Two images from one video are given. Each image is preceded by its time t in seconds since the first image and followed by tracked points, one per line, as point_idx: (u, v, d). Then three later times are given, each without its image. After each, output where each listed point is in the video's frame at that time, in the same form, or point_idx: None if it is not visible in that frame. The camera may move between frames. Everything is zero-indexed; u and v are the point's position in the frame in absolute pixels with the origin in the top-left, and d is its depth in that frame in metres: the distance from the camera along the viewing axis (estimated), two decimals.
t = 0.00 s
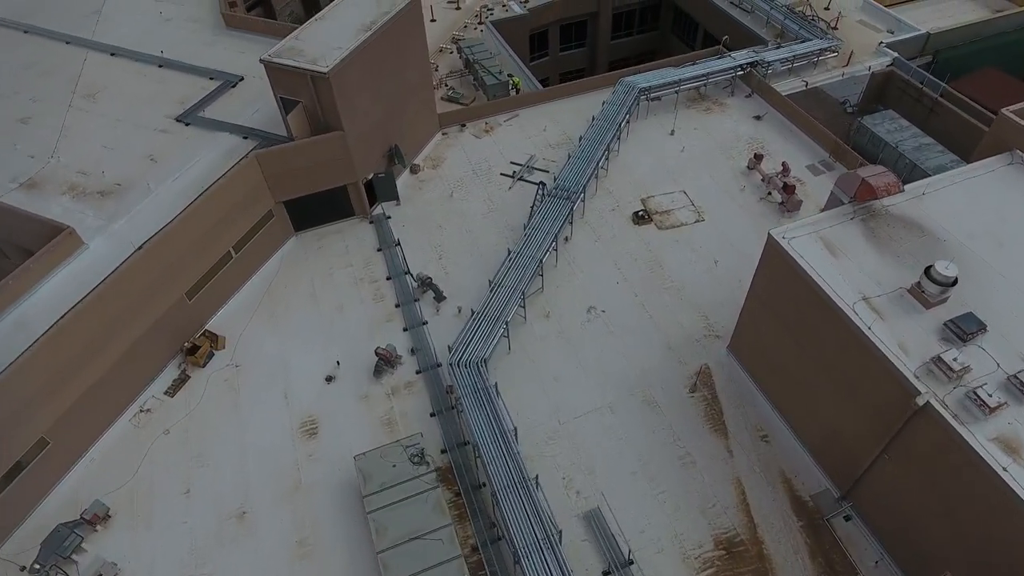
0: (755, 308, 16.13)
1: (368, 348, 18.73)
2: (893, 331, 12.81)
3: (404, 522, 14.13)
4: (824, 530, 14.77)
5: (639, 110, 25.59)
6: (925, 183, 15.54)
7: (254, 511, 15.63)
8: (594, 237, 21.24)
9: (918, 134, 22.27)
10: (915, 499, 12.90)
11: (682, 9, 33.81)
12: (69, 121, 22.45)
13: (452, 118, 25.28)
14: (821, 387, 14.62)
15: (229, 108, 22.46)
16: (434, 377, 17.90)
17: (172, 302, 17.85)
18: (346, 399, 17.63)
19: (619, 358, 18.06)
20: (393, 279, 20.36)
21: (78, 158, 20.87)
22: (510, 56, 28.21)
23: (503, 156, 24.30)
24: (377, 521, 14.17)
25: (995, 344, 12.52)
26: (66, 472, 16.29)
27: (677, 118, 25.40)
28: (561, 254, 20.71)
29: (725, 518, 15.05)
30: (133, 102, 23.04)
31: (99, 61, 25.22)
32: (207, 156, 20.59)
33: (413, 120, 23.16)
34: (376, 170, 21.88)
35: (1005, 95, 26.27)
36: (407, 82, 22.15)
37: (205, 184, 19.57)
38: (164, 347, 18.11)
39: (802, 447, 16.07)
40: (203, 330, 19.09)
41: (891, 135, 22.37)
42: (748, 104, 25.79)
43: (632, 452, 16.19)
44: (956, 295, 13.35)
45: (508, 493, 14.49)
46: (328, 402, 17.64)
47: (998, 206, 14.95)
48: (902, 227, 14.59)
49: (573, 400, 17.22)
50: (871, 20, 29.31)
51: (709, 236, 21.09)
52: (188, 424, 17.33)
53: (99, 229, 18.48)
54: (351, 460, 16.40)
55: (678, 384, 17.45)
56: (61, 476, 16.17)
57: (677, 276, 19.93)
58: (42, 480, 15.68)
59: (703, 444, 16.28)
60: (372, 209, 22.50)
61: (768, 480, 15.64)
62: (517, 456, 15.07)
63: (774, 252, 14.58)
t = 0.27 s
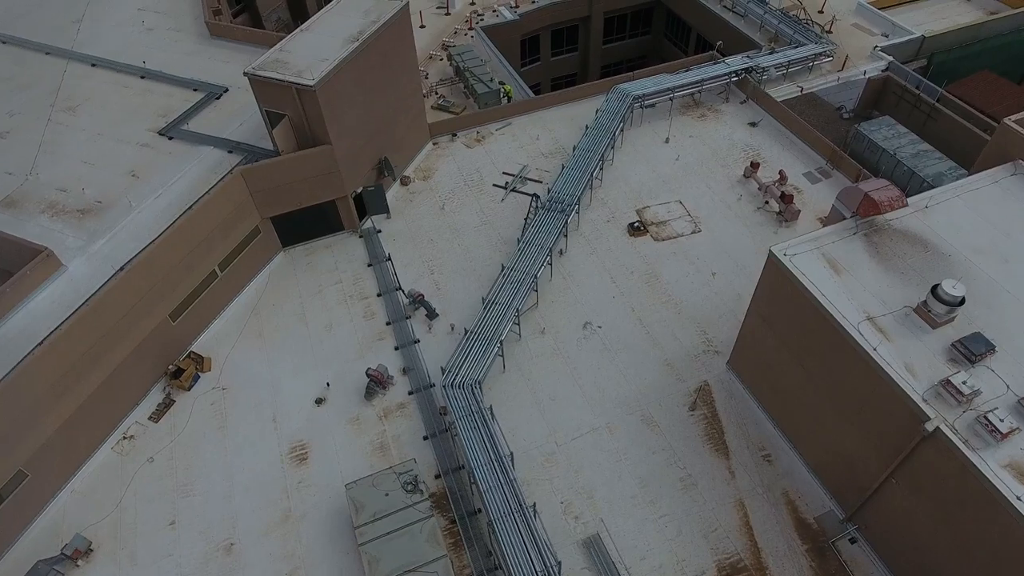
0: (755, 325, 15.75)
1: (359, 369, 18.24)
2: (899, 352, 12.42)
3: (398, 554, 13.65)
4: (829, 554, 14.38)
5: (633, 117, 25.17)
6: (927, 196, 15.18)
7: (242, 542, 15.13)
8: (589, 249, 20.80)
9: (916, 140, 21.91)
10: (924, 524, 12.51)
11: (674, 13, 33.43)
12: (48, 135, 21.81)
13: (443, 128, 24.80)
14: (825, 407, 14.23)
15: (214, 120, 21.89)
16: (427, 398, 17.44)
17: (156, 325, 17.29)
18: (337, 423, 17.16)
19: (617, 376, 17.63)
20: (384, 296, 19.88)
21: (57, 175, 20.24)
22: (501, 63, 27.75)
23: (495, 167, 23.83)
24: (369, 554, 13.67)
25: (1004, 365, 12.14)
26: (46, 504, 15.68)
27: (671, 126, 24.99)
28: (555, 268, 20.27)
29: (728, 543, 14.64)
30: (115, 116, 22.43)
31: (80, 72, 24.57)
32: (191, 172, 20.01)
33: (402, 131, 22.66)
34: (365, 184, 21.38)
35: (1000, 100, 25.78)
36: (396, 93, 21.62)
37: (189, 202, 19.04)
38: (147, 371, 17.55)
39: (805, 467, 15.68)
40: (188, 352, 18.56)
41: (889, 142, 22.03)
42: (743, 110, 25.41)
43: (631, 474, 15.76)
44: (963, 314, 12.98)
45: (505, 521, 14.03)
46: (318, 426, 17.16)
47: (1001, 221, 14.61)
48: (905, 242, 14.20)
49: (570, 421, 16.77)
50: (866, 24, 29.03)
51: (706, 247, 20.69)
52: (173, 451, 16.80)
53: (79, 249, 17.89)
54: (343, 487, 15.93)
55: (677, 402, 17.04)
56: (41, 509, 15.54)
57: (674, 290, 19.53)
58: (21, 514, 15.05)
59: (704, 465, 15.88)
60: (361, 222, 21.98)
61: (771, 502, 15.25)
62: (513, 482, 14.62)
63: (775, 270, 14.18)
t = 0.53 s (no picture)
0: (754, 341, 15.39)
1: (348, 391, 17.73)
2: (904, 372, 12.08)
3: None
4: None
5: (624, 124, 24.77)
6: (926, 207, 14.88)
7: None
8: (582, 262, 20.39)
9: (910, 145, 21.64)
10: (932, 548, 12.17)
11: (663, 16, 33.11)
12: (22, 152, 21.09)
13: (430, 138, 24.31)
14: (827, 426, 13.88)
15: (194, 135, 21.28)
16: (419, 420, 16.97)
17: (135, 350, 16.65)
18: (326, 449, 16.64)
19: (613, 394, 17.23)
20: (372, 314, 19.40)
21: (30, 194, 19.54)
22: (489, 69, 27.29)
23: (484, 177, 23.36)
24: None
25: (1011, 384, 11.83)
26: (23, 541, 15.05)
27: (662, 132, 24.63)
28: (547, 281, 19.85)
29: (730, 566, 14.26)
30: (91, 131, 21.75)
31: (55, 86, 23.84)
32: (171, 189, 19.39)
33: (388, 143, 22.15)
34: (351, 198, 20.86)
35: (991, 101, 25.51)
36: (381, 104, 21.09)
37: (169, 220, 18.43)
38: (128, 397, 16.93)
39: (806, 485, 15.33)
40: (170, 377, 17.95)
41: (883, 147, 21.76)
42: (734, 115, 25.09)
43: (630, 496, 15.36)
44: (967, 330, 12.68)
45: (501, 551, 13.57)
46: (307, 451, 16.64)
47: (1002, 232, 14.35)
48: (906, 255, 13.87)
49: (565, 441, 16.37)
50: (855, 26, 28.82)
51: (701, 257, 20.33)
52: (156, 481, 16.21)
53: (55, 272, 17.22)
54: (333, 516, 15.43)
55: (675, 419, 16.66)
56: (18, 546, 14.91)
57: (669, 302, 19.16)
58: None
59: (704, 485, 15.50)
60: (347, 237, 21.45)
61: (773, 522, 14.89)
62: (509, 509, 14.19)
63: (774, 286, 13.79)
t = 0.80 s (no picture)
0: (750, 356, 15.05)
1: (335, 415, 17.19)
2: (907, 390, 11.77)
3: None
4: None
5: (611, 131, 24.40)
6: (922, 216, 14.61)
7: None
8: (572, 274, 19.97)
9: (899, 148, 21.48)
10: (938, 569, 11.87)
11: (647, 18, 32.81)
12: None
13: (414, 148, 23.80)
14: (828, 444, 13.55)
15: (169, 151, 20.59)
16: (409, 444, 16.47)
17: (112, 379, 15.93)
18: (313, 476, 16.09)
19: (607, 411, 16.83)
20: (358, 333, 18.88)
21: None
22: (472, 77, 26.82)
23: (470, 188, 22.88)
24: None
25: (1014, 400, 11.56)
26: None
27: (650, 139, 24.28)
28: (537, 295, 19.42)
29: None
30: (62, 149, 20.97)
31: (23, 101, 23.01)
32: (146, 209, 18.72)
33: (371, 155, 21.63)
34: (334, 214, 20.32)
35: (974, 101, 25.69)
36: (362, 116, 20.57)
37: (145, 242, 17.76)
38: (106, 428, 16.22)
39: (807, 503, 15.00)
40: (150, 405, 17.28)
41: (872, 151, 21.55)
42: (722, 120, 24.79)
43: (628, 518, 14.96)
44: (968, 344, 12.41)
45: None
46: (293, 480, 16.08)
47: (998, 241, 14.14)
48: (903, 267, 13.59)
49: (560, 462, 15.95)
50: (840, 27, 28.68)
51: (692, 267, 20.00)
52: (136, 515, 15.55)
53: (25, 299, 16.48)
54: (322, 548, 14.89)
55: (671, 437, 16.30)
56: None
57: (662, 314, 18.81)
58: None
59: (703, 505, 15.14)
60: (330, 253, 20.90)
61: (774, 542, 14.56)
62: (504, 538, 13.74)
63: (771, 302, 13.44)
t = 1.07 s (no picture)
0: (747, 371, 14.73)
1: (322, 440, 16.66)
2: (911, 409, 11.48)
3: None
4: None
5: (598, 138, 24.03)
6: (918, 226, 14.33)
7: None
8: (563, 286, 19.57)
9: (889, 152, 21.28)
10: None
11: (631, 21, 32.50)
12: None
13: (398, 159, 23.29)
14: (829, 461, 13.26)
15: (145, 169, 19.92)
16: (399, 468, 15.98)
17: (88, 410, 15.23)
18: (301, 506, 15.55)
19: (602, 429, 16.44)
20: (344, 354, 18.36)
21: None
22: (455, 84, 26.34)
23: (457, 200, 22.41)
24: None
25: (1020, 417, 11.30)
26: None
27: (638, 145, 23.93)
28: (528, 310, 18.99)
29: None
30: (31, 168, 20.21)
31: None
32: (120, 230, 18.04)
33: (353, 168, 21.08)
34: (316, 230, 19.75)
35: (959, 101, 25.85)
36: (343, 129, 20.03)
37: (120, 264, 17.09)
38: (83, 460, 15.52)
39: (808, 519, 14.71)
40: (129, 434, 16.60)
41: (862, 154, 21.33)
42: (710, 124, 24.49)
43: (626, 541, 14.57)
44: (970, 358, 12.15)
45: None
46: (281, 509, 15.52)
47: (996, 249, 13.91)
48: (901, 278, 13.31)
49: (555, 484, 15.53)
50: (825, 28, 28.50)
51: (684, 277, 19.67)
52: (116, 552, 14.90)
53: None
54: None
55: (668, 454, 15.94)
56: None
57: (655, 326, 18.46)
58: None
59: (702, 525, 14.79)
60: (314, 270, 20.33)
61: (776, 561, 14.25)
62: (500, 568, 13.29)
63: (769, 317, 13.09)
